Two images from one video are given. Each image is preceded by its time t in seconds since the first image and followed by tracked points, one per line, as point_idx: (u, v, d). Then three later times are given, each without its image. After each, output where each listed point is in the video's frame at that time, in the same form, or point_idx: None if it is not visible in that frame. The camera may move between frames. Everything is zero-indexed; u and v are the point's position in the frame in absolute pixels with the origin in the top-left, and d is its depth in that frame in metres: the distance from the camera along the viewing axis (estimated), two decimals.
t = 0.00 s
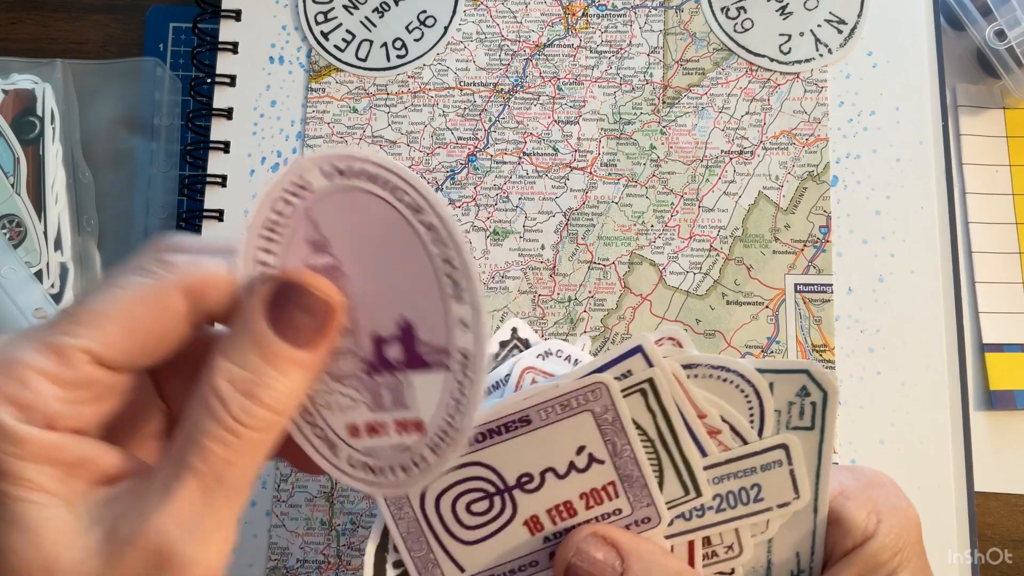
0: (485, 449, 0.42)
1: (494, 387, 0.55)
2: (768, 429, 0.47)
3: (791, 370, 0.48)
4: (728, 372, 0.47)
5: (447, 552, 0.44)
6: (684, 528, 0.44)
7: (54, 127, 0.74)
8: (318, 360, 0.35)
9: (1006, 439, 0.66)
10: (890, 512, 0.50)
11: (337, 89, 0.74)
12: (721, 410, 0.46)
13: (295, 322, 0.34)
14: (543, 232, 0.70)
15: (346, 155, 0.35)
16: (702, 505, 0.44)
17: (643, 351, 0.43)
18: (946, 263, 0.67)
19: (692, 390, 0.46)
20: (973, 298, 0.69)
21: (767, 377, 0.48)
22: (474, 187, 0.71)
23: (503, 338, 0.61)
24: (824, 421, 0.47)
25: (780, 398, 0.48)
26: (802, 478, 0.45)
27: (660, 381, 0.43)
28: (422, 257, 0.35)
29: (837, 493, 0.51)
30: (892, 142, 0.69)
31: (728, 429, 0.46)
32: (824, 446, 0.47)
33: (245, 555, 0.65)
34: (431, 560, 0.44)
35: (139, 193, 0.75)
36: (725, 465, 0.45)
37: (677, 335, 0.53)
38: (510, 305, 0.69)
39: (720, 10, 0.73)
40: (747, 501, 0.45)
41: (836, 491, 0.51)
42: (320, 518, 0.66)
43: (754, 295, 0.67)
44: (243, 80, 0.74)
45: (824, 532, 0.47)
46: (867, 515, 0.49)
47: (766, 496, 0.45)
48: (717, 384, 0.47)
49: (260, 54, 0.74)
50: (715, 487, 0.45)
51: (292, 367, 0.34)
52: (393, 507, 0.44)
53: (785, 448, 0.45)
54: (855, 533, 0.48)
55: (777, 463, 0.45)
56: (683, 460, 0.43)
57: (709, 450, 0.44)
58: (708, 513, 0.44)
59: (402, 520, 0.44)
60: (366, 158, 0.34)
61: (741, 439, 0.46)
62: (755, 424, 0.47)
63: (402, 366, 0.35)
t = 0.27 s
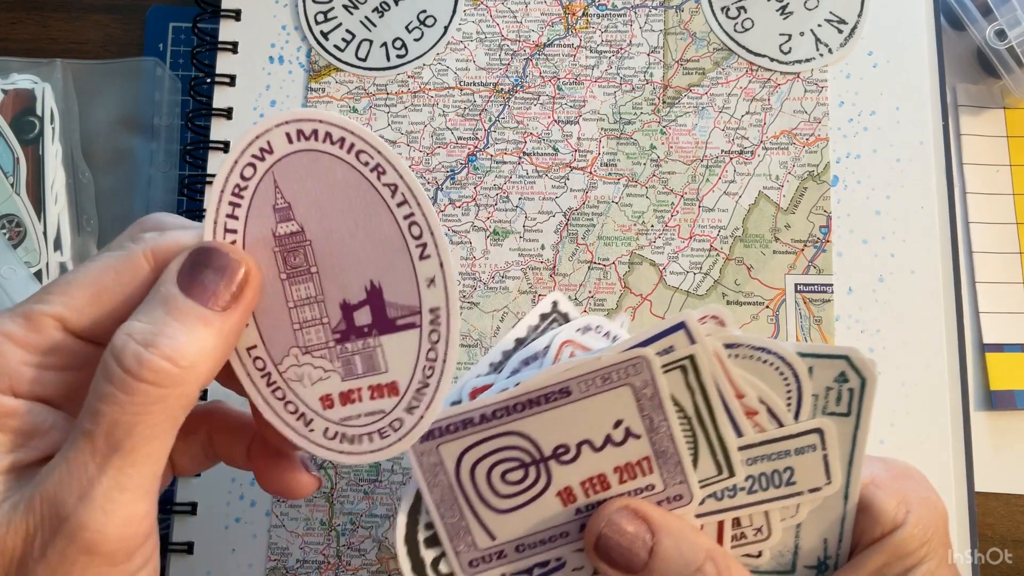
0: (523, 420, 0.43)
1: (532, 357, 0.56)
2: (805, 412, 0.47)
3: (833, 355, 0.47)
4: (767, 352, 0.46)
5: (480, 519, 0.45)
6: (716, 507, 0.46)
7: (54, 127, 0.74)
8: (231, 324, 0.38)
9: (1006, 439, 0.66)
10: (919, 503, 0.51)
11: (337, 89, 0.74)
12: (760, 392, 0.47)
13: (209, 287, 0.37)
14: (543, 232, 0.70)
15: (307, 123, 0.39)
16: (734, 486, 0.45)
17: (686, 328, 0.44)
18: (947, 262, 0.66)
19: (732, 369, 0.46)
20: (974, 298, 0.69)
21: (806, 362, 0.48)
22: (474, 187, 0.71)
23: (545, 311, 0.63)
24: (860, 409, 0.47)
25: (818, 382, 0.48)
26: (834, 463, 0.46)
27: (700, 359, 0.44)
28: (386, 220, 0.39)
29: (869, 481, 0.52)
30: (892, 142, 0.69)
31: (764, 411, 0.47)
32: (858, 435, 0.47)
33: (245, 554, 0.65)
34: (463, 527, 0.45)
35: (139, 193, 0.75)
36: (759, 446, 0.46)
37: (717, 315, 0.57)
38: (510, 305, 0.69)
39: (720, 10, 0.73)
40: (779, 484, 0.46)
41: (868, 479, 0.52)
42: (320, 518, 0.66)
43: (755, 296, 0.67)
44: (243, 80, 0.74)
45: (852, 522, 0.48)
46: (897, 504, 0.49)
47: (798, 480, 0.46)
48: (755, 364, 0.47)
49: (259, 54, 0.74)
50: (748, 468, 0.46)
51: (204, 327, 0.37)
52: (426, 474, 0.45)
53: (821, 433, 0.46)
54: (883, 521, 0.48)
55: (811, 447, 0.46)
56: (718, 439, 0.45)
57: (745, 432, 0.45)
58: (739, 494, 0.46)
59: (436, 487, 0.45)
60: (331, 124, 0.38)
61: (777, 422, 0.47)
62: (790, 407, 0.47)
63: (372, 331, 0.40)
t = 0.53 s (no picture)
0: (582, 384, 0.43)
1: (588, 322, 0.55)
2: (866, 395, 0.47)
3: (901, 339, 0.47)
4: (834, 332, 0.46)
5: (530, 481, 0.45)
6: (767, 485, 0.46)
7: (54, 127, 0.74)
8: (190, 305, 0.39)
9: (1006, 439, 0.66)
10: (969, 494, 0.50)
11: (337, 89, 0.74)
12: (823, 371, 0.46)
13: (169, 267, 0.38)
14: (543, 232, 0.70)
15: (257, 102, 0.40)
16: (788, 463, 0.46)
17: (756, 301, 0.45)
18: (947, 262, 0.66)
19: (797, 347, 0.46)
20: (974, 297, 0.69)
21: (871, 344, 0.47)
22: (474, 187, 0.71)
23: (602, 276, 0.61)
24: (921, 394, 0.46)
25: (882, 365, 0.47)
26: (889, 448, 0.46)
27: (767, 334, 0.44)
28: (341, 193, 0.41)
29: (920, 470, 0.52)
30: (892, 142, 0.69)
31: (826, 391, 0.46)
32: (917, 424, 0.46)
33: (245, 554, 0.65)
34: (512, 486, 0.46)
35: (139, 192, 0.74)
36: (817, 427, 0.46)
37: (790, 294, 0.50)
38: (510, 305, 0.69)
39: (720, 10, 0.73)
40: (832, 465, 0.46)
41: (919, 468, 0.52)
42: (321, 517, 0.66)
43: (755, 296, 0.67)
44: (243, 80, 0.74)
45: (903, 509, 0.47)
46: (948, 494, 0.49)
47: (853, 463, 0.46)
48: (820, 343, 0.47)
49: (259, 54, 0.74)
50: (804, 447, 0.46)
51: (164, 306, 0.38)
52: (479, 434, 0.45)
53: (879, 418, 0.46)
54: (934, 511, 0.49)
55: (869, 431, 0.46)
56: (777, 415, 0.45)
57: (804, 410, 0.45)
58: (792, 472, 0.46)
59: (488, 445, 0.45)
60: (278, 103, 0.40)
61: (837, 403, 0.47)
62: (853, 390, 0.47)
63: (334, 305, 0.42)
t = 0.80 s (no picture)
0: (518, 426, 0.40)
1: (525, 348, 0.47)
2: (808, 415, 0.44)
3: (842, 359, 0.44)
4: (774, 355, 0.43)
5: (468, 525, 0.42)
6: (716, 511, 0.43)
7: (54, 127, 0.74)
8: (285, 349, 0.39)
9: (1006, 439, 0.66)
10: (921, 506, 0.52)
11: (337, 89, 0.74)
12: (765, 395, 0.43)
13: (274, 311, 0.39)
14: (543, 232, 0.70)
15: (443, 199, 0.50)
16: (735, 490, 0.43)
17: (690, 331, 0.40)
18: (947, 261, 0.66)
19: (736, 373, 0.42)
20: (974, 297, 0.69)
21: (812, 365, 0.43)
22: (474, 187, 0.71)
23: (539, 297, 0.50)
24: (866, 415, 0.44)
25: (824, 386, 0.44)
26: (838, 467, 0.44)
27: (703, 363, 0.41)
28: (448, 264, 0.50)
29: (874, 483, 0.52)
30: (892, 142, 0.69)
31: (769, 415, 0.44)
32: (863, 440, 0.44)
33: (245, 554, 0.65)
34: (452, 534, 0.42)
35: (139, 192, 0.75)
36: (763, 452, 0.43)
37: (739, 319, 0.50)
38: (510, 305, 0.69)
39: (720, 10, 0.73)
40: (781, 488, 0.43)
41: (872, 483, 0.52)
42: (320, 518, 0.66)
43: (755, 295, 0.67)
44: (243, 80, 0.74)
45: (854, 525, 0.45)
46: (902, 507, 0.50)
47: (801, 484, 0.44)
48: (759, 367, 0.43)
49: (259, 54, 0.74)
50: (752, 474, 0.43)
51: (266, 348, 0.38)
52: (413, 482, 0.42)
53: (825, 438, 0.43)
54: (887, 526, 0.48)
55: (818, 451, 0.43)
56: (720, 445, 0.42)
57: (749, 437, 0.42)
58: (741, 498, 0.43)
59: (425, 495, 0.42)
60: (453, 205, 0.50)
61: (781, 425, 0.44)
62: (795, 412, 0.44)
63: (428, 373, 0.47)
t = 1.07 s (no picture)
0: (496, 437, 0.41)
1: (504, 362, 0.46)
2: (785, 417, 0.44)
3: (813, 360, 0.44)
4: (747, 360, 0.43)
5: (451, 537, 0.43)
6: (694, 516, 0.44)
7: (54, 127, 0.74)
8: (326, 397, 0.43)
9: (1005, 439, 0.66)
10: (899, 506, 0.50)
11: (337, 89, 0.74)
12: (740, 400, 0.43)
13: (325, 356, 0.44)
14: (543, 232, 0.70)
15: (514, 252, 0.49)
16: (712, 494, 0.43)
17: (663, 336, 0.41)
18: (947, 261, 0.66)
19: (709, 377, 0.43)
20: (974, 296, 0.69)
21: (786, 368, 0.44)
22: (474, 187, 0.71)
23: (516, 313, 0.48)
24: (841, 416, 0.44)
25: (798, 391, 0.44)
26: (814, 470, 0.44)
27: (675, 369, 0.41)
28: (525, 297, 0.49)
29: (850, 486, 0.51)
30: (892, 142, 0.69)
31: (744, 419, 0.44)
32: (838, 443, 0.45)
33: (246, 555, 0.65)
34: (435, 546, 0.43)
35: (139, 192, 0.75)
36: (736, 455, 0.44)
37: (700, 323, 0.45)
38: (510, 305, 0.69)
39: (720, 10, 0.73)
40: (758, 490, 0.44)
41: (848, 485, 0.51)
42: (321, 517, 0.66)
43: (755, 295, 0.67)
44: (243, 80, 0.74)
45: (831, 529, 0.46)
46: (877, 509, 0.49)
47: (778, 486, 0.44)
48: (734, 373, 0.43)
49: (259, 54, 0.74)
50: (727, 476, 0.44)
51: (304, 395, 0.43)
52: (394, 496, 0.43)
53: (799, 439, 0.44)
54: (864, 529, 0.48)
55: (792, 453, 0.44)
56: (694, 450, 0.42)
57: (723, 441, 0.43)
58: (717, 502, 0.44)
59: (406, 507, 0.43)
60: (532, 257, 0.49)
61: (756, 428, 0.44)
62: (770, 415, 0.44)
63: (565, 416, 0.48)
